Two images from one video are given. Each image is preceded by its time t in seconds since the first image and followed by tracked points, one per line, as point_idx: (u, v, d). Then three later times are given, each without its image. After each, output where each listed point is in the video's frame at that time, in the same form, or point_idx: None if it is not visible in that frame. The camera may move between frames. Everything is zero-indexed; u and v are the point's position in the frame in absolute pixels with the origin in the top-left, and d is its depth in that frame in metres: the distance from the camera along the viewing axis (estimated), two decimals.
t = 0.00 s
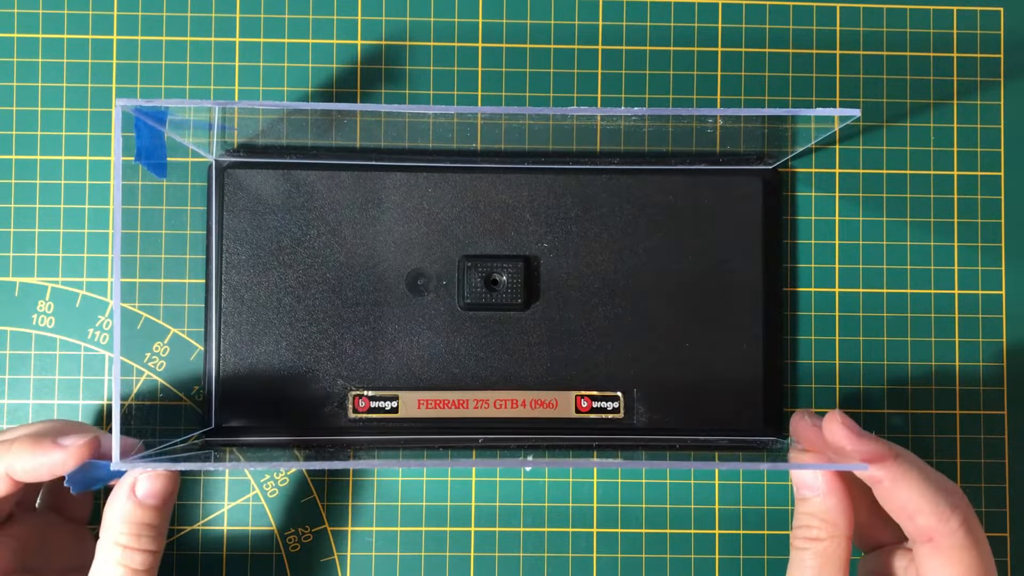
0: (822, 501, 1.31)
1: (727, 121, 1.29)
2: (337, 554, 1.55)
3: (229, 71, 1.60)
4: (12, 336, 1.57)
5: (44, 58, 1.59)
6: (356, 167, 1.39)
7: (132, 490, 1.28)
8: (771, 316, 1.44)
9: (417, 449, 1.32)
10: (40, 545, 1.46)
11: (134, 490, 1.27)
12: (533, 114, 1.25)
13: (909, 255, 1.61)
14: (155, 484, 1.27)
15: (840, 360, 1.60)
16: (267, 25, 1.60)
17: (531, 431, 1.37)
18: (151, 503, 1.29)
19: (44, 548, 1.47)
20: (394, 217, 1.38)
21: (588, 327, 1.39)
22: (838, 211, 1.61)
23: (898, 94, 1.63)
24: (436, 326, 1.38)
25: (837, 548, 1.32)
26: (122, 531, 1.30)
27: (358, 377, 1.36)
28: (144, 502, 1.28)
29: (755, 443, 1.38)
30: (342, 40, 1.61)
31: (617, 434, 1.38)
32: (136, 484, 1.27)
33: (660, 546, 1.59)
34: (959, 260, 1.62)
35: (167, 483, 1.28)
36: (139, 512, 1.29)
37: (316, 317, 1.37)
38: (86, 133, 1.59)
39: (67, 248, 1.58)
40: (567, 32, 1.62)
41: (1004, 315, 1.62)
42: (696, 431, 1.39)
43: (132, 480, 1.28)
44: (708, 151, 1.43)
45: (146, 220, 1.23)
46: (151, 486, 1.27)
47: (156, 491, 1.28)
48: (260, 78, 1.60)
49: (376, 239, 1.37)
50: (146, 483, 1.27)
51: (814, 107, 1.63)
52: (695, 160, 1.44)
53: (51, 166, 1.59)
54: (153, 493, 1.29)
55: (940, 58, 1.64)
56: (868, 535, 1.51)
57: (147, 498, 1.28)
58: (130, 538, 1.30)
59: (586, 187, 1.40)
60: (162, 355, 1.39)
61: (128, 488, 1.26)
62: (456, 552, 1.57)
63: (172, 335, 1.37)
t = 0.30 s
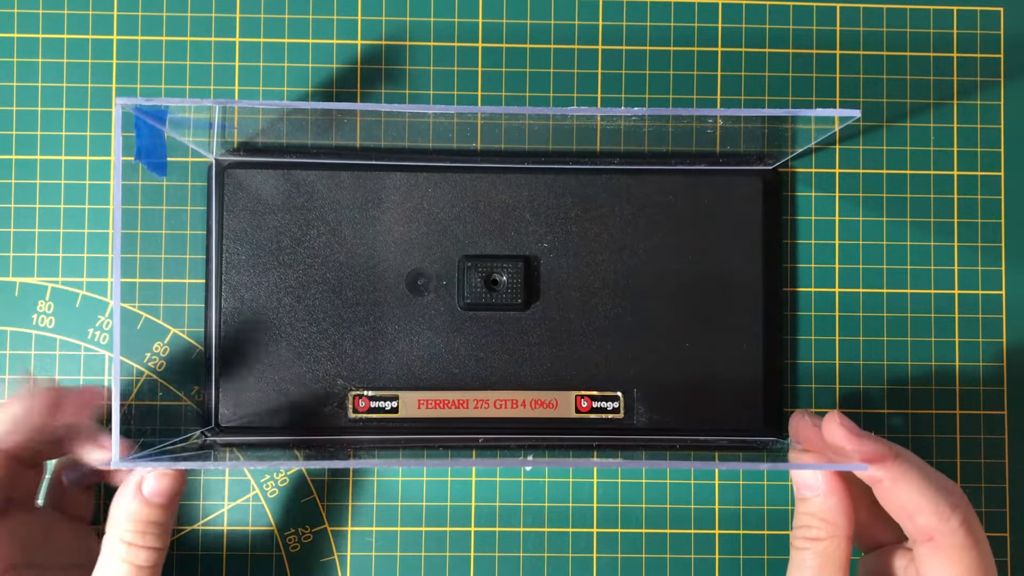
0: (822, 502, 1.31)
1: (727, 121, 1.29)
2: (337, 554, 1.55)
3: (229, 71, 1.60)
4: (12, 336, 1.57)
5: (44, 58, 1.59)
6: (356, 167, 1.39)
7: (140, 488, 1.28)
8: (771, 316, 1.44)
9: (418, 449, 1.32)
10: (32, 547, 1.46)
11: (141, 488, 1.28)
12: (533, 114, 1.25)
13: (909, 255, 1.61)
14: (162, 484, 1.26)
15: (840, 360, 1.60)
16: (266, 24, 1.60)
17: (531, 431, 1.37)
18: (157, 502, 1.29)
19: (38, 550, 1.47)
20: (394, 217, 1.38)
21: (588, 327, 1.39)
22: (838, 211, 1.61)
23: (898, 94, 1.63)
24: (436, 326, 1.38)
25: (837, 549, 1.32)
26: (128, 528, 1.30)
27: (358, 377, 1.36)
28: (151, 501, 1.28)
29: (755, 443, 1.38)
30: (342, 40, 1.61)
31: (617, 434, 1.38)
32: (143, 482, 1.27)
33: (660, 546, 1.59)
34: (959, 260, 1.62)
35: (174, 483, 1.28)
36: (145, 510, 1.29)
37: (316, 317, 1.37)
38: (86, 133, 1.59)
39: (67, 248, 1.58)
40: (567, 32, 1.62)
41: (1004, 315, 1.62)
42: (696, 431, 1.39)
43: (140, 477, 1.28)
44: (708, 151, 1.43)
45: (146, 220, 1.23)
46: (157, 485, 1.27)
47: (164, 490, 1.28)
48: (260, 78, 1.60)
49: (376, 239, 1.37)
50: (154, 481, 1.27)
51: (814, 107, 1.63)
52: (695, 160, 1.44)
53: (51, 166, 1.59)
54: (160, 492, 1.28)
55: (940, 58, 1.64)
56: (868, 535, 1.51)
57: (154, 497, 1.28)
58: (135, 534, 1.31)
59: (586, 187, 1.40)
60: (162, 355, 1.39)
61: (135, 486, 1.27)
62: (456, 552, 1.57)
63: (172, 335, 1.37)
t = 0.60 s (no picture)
0: (822, 502, 1.31)
1: (727, 121, 1.29)
2: (337, 554, 1.55)
3: (229, 71, 1.60)
4: (12, 336, 1.57)
5: (44, 58, 1.59)
6: (356, 167, 1.39)
7: (117, 492, 1.28)
8: (771, 316, 1.44)
9: (418, 449, 1.32)
10: (33, 553, 1.48)
11: (119, 492, 1.28)
12: (533, 114, 1.25)
13: (909, 255, 1.61)
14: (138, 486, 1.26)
15: (840, 360, 1.60)
16: (266, 24, 1.60)
17: (531, 431, 1.37)
18: (136, 505, 1.29)
19: (38, 555, 1.48)
20: (394, 217, 1.38)
21: (588, 327, 1.39)
22: (838, 211, 1.61)
23: (898, 95, 1.63)
24: (436, 326, 1.38)
25: (837, 548, 1.32)
26: (111, 533, 1.30)
27: (358, 377, 1.36)
28: (129, 503, 1.28)
29: (756, 443, 1.38)
30: (342, 40, 1.61)
31: (618, 434, 1.38)
32: (121, 486, 1.27)
33: (660, 546, 1.58)
34: (959, 260, 1.62)
35: (151, 484, 1.28)
36: (125, 514, 1.29)
37: (316, 317, 1.37)
38: (87, 133, 1.59)
39: (67, 248, 1.58)
40: (567, 32, 1.63)
41: (1004, 315, 1.62)
42: (696, 431, 1.39)
43: (116, 481, 1.28)
44: (708, 151, 1.43)
45: (146, 220, 1.23)
46: (134, 487, 1.27)
47: (141, 492, 1.28)
48: (260, 78, 1.60)
49: (376, 240, 1.37)
50: (130, 484, 1.27)
51: (814, 107, 1.63)
52: (695, 160, 1.44)
53: (51, 166, 1.59)
54: (137, 494, 1.28)
55: (940, 58, 1.64)
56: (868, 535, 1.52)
57: (132, 499, 1.28)
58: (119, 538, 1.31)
59: (586, 187, 1.40)
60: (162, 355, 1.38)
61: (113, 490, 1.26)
62: (456, 552, 1.57)
63: (172, 335, 1.37)
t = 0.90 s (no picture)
0: (821, 502, 1.31)
1: (727, 121, 1.30)
2: (337, 554, 1.55)
3: (229, 71, 1.60)
4: (12, 336, 1.57)
5: (44, 58, 1.59)
6: (356, 167, 1.39)
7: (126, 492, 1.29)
8: (771, 315, 1.43)
9: (418, 449, 1.32)
10: (35, 555, 1.47)
11: (127, 492, 1.28)
12: (533, 114, 1.25)
13: (909, 255, 1.61)
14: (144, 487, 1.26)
15: (840, 360, 1.60)
16: (266, 24, 1.60)
17: (531, 431, 1.37)
18: (143, 504, 1.29)
19: (40, 557, 1.48)
20: (394, 217, 1.38)
21: (588, 327, 1.39)
22: (839, 211, 1.61)
23: (898, 94, 1.63)
24: (436, 326, 1.38)
25: (836, 548, 1.32)
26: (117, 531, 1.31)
27: (358, 377, 1.36)
28: (137, 503, 1.29)
29: (756, 443, 1.38)
30: (342, 40, 1.61)
31: (618, 434, 1.38)
32: (128, 486, 1.28)
33: (659, 546, 1.59)
34: (959, 260, 1.62)
35: (157, 485, 1.28)
36: (132, 513, 1.30)
37: (316, 317, 1.37)
38: (87, 133, 1.59)
39: (67, 248, 1.58)
40: (567, 32, 1.63)
41: (1004, 315, 1.62)
42: (696, 432, 1.39)
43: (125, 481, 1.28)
44: (709, 151, 1.43)
45: (146, 220, 1.23)
46: (142, 488, 1.27)
47: (148, 492, 1.28)
48: (260, 78, 1.60)
49: (376, 239, 1.37)
50: (138, 484, 1.27)
51: (814, 107, 1.63)
52: (696, 160, 1.44)
53: (51, 167, 1.59)
54: (144, 494, 1.29)
55: (940, 58, 1.64)
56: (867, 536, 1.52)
57: (139, 499, 1.28)
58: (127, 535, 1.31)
59: (586, 187, 1.40)
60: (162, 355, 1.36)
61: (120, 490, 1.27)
62: (457, 552, 1.57)
63: (172, 335, 1.36)
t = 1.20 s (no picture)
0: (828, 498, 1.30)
1: (727, 121, 1.30)
2: (337, 554, 1.55)
3: (229, 71, 1.60)
4: (12, 336, 1.57)
5: (44, 58, 1.59)
6: (356, 167, 1.39)
7: (138, 490, 1.31)
8: (771, 315, 1.43)
9: (418, 449, 1.32)
10: (35, 554, 1.47)
11: (139, 491, 1.30)
12: (533, 114, 1.25)
13: (909, 255, 1.61)
14: (156, 488, 1.27)
15: (840, 360, 1.60)
16: (266, 24, 1.60)
17: (531, 431, 1.37)
18: (155, 503, 1.32)
19: (39, 556, 1.48)
20: (394, 217, 1.38)
21: (588, 327, 1.39)
22: (839, 211, 1.61)
23: (898, 95, 1.63)
24: (436, 326, 1.38)
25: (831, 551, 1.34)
26: (128, 527, 1.34)
27: (358, 377, 1.36)
28: (148, 502, 1.31)
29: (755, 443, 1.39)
30: (342, 40, 1.61)
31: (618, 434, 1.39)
32: (140, 486, 1.29)
33: (659, 546, 1.58)
34: (959, 260, 1.62)
35: (169, 485, 1.30)
36: (143, 512, 1.32)
37: (316, 317, 1.37)
38: (86, 133, 1.59)
39: (67, 248, 1.58)
40: (567, 32, 1.63)
41: (1004, 315, 1.62)
42: (695, 432, 1.39)
43: (137, 480, 1.30)
44: (709, 151, 1.43)
45: (146, 220, 1.24)
46: (154, 489, 1.29)
47: (160, 492, 1.31)
48: (260, 78, 1.60)
49: (376, 240, 1.37)
50: (150, 483, 1.29)
51: (814, 107, 1.63)
52: (696, 160, 1.44)
53: (51, 166, 1.59)
54: (157, 493, 1.31)
55: (940, 58, 1.64)
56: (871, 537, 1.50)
57: (151, 498, 1.30)
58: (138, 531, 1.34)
59: (585, 187, 1.40)
60: (162, 355, 1.37)
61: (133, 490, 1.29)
62: (456, 553, 1.57)
63: (172, 335, 1.37)
